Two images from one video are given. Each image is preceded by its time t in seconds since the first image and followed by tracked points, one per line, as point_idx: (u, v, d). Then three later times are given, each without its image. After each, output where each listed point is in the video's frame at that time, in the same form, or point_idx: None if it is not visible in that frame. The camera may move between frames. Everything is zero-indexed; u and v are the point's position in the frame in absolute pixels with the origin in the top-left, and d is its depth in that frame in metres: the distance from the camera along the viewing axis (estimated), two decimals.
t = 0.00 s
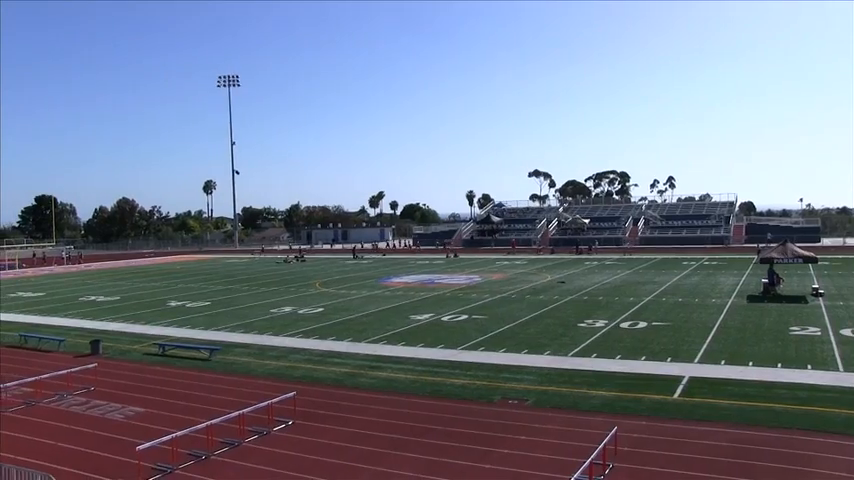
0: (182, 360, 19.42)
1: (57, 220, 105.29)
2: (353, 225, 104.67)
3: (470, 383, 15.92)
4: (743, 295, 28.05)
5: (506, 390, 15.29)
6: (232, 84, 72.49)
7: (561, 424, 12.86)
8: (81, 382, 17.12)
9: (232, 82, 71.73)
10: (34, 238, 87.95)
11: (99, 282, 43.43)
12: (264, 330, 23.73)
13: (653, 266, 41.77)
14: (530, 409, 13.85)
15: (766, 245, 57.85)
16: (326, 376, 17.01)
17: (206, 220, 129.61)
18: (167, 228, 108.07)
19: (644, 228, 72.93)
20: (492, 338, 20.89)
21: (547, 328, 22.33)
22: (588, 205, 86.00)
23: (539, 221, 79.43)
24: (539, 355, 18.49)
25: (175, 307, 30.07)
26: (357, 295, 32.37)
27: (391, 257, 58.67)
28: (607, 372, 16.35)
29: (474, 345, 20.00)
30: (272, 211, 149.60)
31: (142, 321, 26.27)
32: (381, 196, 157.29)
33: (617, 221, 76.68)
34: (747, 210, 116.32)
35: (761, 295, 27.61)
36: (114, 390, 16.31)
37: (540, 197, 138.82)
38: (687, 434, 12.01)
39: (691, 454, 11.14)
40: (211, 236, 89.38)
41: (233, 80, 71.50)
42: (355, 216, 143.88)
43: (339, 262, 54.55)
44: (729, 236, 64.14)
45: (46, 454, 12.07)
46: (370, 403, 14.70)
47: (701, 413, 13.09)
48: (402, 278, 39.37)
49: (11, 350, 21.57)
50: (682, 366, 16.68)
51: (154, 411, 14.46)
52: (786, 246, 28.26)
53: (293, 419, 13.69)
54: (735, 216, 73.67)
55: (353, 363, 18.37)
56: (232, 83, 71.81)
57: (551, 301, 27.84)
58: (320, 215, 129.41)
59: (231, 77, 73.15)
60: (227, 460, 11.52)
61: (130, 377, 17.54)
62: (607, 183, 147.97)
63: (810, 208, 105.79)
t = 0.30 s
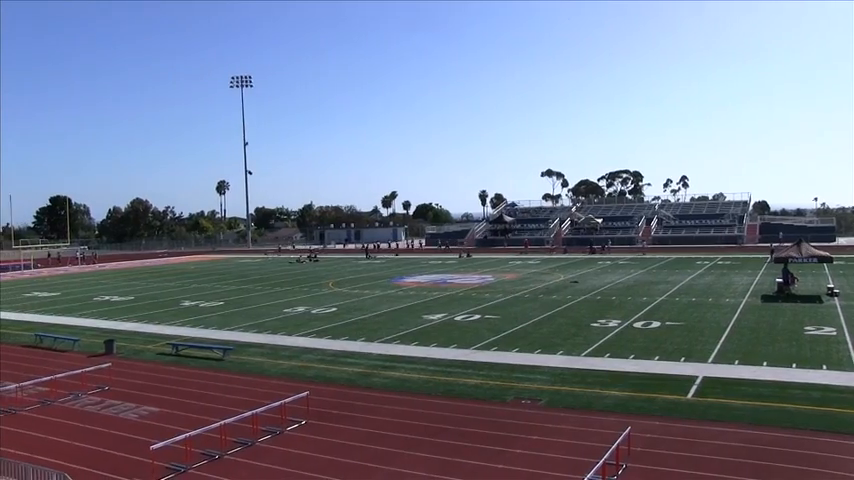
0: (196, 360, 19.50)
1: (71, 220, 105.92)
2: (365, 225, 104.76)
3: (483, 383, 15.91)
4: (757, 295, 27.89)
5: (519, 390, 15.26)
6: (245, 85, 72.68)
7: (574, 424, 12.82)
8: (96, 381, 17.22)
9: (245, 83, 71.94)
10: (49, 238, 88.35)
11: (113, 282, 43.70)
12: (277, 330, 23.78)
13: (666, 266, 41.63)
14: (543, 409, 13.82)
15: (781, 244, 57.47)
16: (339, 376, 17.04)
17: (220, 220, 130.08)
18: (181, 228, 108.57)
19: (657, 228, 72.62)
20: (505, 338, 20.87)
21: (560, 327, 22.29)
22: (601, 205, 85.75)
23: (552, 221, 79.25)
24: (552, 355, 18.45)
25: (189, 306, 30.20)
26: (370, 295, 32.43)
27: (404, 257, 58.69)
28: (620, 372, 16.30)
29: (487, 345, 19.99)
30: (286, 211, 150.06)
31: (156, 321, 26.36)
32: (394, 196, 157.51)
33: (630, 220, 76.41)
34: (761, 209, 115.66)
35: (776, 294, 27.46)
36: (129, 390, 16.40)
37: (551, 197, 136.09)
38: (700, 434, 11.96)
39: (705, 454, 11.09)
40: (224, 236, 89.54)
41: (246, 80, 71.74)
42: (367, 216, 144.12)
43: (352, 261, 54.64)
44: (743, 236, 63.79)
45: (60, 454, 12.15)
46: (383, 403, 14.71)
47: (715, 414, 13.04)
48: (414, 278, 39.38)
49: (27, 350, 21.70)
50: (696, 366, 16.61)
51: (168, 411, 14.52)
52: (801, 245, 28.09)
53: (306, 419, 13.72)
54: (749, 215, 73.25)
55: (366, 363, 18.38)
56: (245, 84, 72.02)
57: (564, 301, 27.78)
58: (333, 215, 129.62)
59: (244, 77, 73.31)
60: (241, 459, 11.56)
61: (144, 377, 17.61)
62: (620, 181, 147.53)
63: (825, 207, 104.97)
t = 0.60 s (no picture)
0: (206, 358, 19.59)
1: (82, 219, 106.49)
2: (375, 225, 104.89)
3: (493, 383, 15.91)
4: (768, 295, 27.78)
5: (528, 389, 15.25)
6: (255, 84, 72.88)
7: (584, 424, 12.81)
8: (107, 379, 17.30)
9: (255, 83, 72.14)
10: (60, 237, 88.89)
11: (124, 280, 43.86)
12: (287, 329, 23.86)
13: (676, 266, 41.54)
14: (552, 408, 13.82)
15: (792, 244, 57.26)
16: (349, 375, 17.07)
17: (230, 219, 130.53)
18: (191, 227, 108.96)
19: (668, 228, 72.38)
20: (514, 338, 20.87)
21: (569, 327, 22.27)
22: (610, 204, 85.51)
23: (562, 220, 79.14)
24: (562, 354, 18.44)
25: (199, 305, 30.31)
26: (379, 294, 32.48)
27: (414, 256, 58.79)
28: (630, 372, 16.28)
29: (496, 345, 19.98)
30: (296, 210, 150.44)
31: (166, 320, 26.49)
32: (404, 196, 157.69)
33: (640, 220, 76.20)
34: (773, 208, 115.01)
35: (787, 295, 27.34)
36: (140, 388, 16.46)
37: (562, 196, 132.04)
38: (710, 435, 11.93)
39: (715, 455, 11.06)
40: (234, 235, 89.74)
41: (256, 80, 71.89)
42: (377, 215, 144.31)
43: (361, 261, 54.71)
44: (755, 236, 63.53)
45: (72, 451, 12.22)
46: (393, 402, 14.73)
47: (725, 414, 13.01)
48: (424, 278, 39.40)
49: (39, 348, 21.85)
50: (706, 367, 16.57)
51: (179, 409, 14.58)
52: (813, 246, 27.96)
53: (315, 417, 13.76)
54: (760, 215, 72.94)
55: (375, 362, 18.41)
56: (255, 83, 72.22)
57: (573, 301, 27.75)
58: (343, 214, 129.87)
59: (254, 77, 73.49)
60: (251, 458, 11.60)
61: (155, 375, 17.71)
62: (631, 181, 147.29)
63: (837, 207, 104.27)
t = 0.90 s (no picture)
0: (219, 357, 19.67)
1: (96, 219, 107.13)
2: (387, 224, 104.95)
3: (505, 382, 15.90)
4: (782, 295, 27.59)
5: (540, 389, 15.23)
6: (268, 84, 73.10)
7: (596, 423, 12.78)
8: (121, 378, 17.40)
9: (268, 82, 72.37)
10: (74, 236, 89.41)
11: (139, 279, 44.17)
12: (299, 328, 23.89)
13: (690, 265, 41.34)
14: (565, 408, 13.80)
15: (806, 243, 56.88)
16: (361, 374, 17.09)
17: (243, 218, 130.94)
18: (205, 226, 109.47)
19: (681, 227, 72.01)
20: (527, 337, 20.82)
21: (582, 327, 22.21)
22: (623, 204, 85.15)
23: (574, 220, 78.92)
24: (574, 354, 18.39)
25: (213, 304, 30.52)
26: (392, 293, 32.48)
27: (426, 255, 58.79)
28: (643, 372, 16.22)
29: (509, 344, 19.95)
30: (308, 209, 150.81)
31: (180, 319, 26.59)
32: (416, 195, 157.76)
33: (653, 220, 75.88)
34: (788, 208, 113.96)
35: (802, 295, 27.13)
36: (153, 386, 16.55)
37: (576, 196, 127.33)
38: (723, 435, 11.87)
39: (728, 456, 11.01)
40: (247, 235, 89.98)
41: (268, 80, 72.10)
42: (388, 214, 144.87)
43: (374, 260, 54.71)
44: (769, 235, 63.13)
45: (87, 448, 12.29)
46: (405, 401, 14.76)
47: (739, 415, 12.95)
48: (436, 277, 39.36)
49: (54, 346, 22.01)
50: (720, 367, 16.48)
51: (192, 407, 14.65)
52: (828, 245, 27.74)
53: (327, 417, 13.79)
54: (774, 214, 72.46)
55: (387, 361, 18.41)
56: (268, 83, 72.43)
57: (585, 300, 27.67)
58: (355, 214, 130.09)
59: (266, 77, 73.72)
60: (263, 456, 11.64)
61: (168, 373, 17.80)
62: (644, 180, 146.75)
63: None
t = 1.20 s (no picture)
0: (234, 357, 19.76)
1: (113, 219, 107.84)
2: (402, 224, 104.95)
3: (520, 382, 15.87)
4: (800, 295, 27.37)
5: (556, 389, 15.20)
6: (283, 84, 73.30)
7: (611, 424, 12.73)
8: (137, 376, 17.51)
9: (283, 83, 72.55)
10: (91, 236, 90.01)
11: (156, 278, 44.41)
12: (315, 327, 23.94)
13: (706, 266, 41.12)
14: (581, 409, 13.76)
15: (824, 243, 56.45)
16: (376, 374, 17.11)
17: (258, 218, 131.37)
18: (220, 226, 110.01)
19: (697, 227, 71.59)
20: (542, 338, 20.76)
21: (598, 327, 22.14)
22: (639, 204, 84.75)
23: (590, 219, 78.66)
24: (590, 354, 18.33)
25: (229, 303, 30.74)
26: (407, 293, 32.50)
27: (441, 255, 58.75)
28: (659, 373, 16.15)
29: (524, 344, 19.90)
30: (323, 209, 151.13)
31: (195, 318, 26.70)
32: (431, 196, 157.77)
33: (669, 219, 75.54)
34: (806, 208, 112.81)
35: (820, 296, 26.91)
36: (169, 385, 16.65)
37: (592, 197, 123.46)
38: (739, 437, 11.82)
39: (744, 458, 10.95)
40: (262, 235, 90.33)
41: (284, 80, 72.29)
42: (404, 214, 144.86)
43: (389, 260, 54.68)
44: (786, 235, 62.67)
45: (104, 446, 12.38)
46: (420, 400, 14.77)
47: (756, 416, 12.87)
48: (451, 276, 39.35)
49: (71, 345, 22.19)
50: (737, 368, 16.38)
51: (208, 406, 14.72)
52: (848, 245, 27.50)
53: (343, 416, 13.83)
54: (792, 214, 71.90)
55: (402, 361, 18.42)
56: (283, 83, 72.60)
57: (601, 301, 27.58)
58: (370, 213, 130.34)
59: (281, 77, 73.91)
60: (279, 455, 11.69)
61: (184, 372, 17.90)
62: (659, 179, 146.17)
63: None
